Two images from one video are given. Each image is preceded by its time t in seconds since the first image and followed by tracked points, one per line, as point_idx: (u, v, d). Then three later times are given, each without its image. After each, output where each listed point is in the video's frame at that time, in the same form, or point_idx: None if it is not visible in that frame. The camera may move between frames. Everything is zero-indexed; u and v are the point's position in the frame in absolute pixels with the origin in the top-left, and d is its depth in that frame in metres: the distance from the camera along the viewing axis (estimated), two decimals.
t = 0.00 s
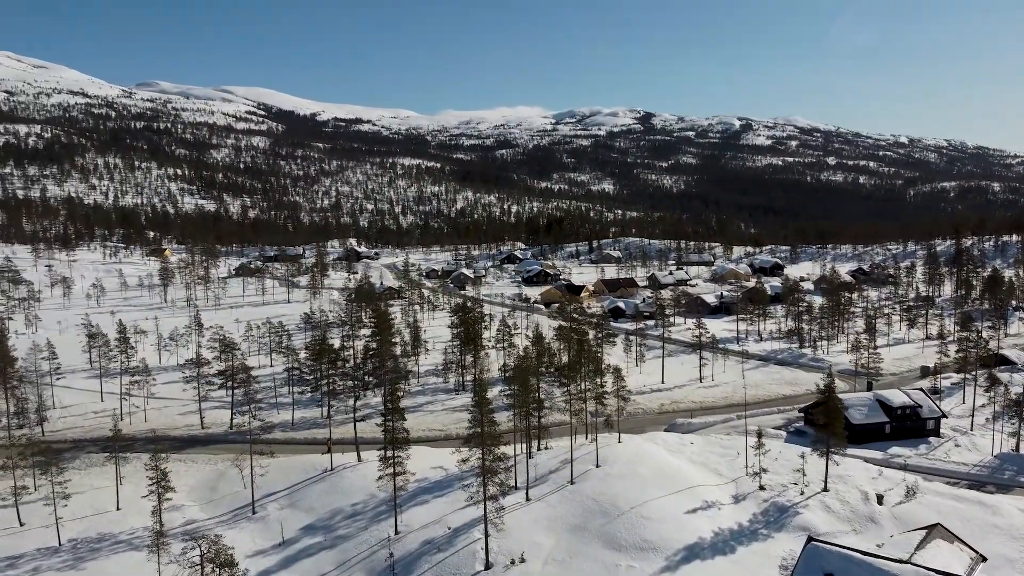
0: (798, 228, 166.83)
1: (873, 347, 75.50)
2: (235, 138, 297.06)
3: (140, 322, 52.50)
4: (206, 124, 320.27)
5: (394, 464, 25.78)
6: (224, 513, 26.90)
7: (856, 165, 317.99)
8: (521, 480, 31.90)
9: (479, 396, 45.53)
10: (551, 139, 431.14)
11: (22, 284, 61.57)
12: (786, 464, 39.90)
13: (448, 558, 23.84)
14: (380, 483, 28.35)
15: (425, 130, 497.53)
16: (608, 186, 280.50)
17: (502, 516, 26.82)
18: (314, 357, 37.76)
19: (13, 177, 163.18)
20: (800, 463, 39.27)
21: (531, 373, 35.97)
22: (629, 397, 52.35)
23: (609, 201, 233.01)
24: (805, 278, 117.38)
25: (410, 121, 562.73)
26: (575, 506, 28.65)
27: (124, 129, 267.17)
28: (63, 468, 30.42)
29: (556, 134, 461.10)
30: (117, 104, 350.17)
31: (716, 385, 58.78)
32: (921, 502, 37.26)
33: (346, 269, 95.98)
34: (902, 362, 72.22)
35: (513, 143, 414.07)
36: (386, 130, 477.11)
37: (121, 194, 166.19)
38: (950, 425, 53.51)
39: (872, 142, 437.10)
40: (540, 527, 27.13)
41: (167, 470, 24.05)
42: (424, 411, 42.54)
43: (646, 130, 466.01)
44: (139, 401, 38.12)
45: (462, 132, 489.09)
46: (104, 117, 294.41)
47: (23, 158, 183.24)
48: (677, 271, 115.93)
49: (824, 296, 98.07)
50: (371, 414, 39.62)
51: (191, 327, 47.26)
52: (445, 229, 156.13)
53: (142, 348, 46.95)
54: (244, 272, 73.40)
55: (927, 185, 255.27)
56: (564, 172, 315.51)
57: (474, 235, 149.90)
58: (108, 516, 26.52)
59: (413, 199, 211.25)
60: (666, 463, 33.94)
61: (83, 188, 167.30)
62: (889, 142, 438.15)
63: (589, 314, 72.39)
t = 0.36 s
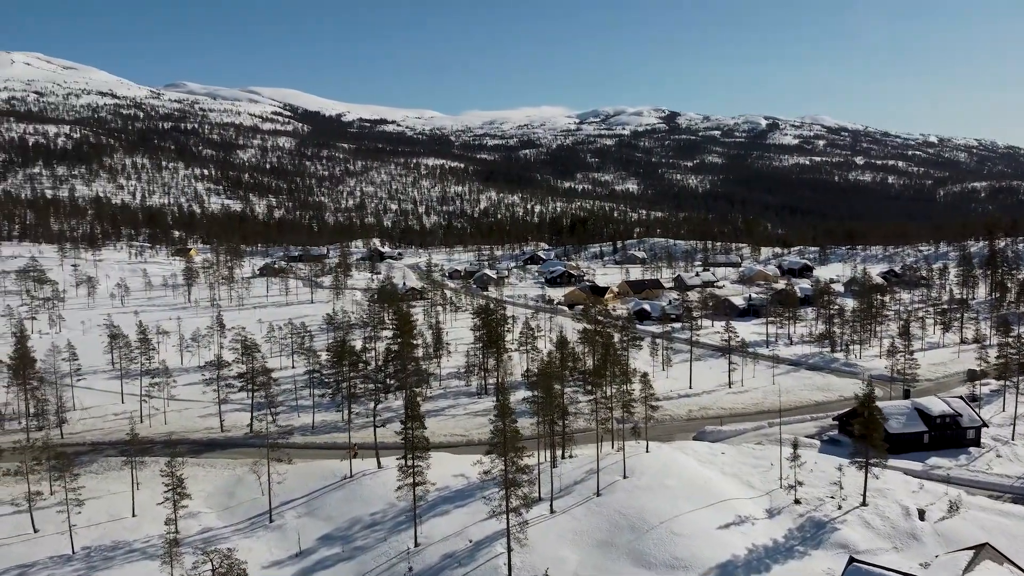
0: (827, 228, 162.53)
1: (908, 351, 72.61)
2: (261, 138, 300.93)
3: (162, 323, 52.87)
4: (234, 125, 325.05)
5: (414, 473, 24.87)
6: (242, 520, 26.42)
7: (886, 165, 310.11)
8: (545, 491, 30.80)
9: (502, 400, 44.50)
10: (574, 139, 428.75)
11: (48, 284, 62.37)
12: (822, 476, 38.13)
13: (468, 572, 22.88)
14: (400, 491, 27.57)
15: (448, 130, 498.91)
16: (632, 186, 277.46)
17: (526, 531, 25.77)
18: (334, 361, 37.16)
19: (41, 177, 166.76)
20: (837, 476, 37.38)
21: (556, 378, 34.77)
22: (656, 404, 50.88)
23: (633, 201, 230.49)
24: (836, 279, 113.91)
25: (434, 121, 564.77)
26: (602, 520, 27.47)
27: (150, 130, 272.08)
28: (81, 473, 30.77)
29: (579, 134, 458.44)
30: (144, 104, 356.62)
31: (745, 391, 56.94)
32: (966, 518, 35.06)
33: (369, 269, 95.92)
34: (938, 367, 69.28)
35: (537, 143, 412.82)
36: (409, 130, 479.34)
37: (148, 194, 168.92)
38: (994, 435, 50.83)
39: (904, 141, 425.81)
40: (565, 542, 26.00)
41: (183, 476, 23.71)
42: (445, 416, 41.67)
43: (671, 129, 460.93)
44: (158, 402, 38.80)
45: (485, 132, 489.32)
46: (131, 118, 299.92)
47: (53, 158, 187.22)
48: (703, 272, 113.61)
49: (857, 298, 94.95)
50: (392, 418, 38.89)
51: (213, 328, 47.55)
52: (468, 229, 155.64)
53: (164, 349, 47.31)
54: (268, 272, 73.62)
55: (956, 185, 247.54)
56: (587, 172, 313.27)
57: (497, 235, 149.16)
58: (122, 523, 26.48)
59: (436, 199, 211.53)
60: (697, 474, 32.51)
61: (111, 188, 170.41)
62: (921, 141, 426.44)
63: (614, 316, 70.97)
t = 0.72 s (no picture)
0: (856, 228, 158.29)
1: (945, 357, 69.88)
2: (285, 139, 304.19)
3: (183, 323, 53.08)
4: (260, 126, 329.12)
5: (433, 482, 24.06)
6: (258, 528, 25.89)
7: (916, 164, 302.04)
8: (570, 503, 29.78)
9: (524, 404, 43.58)
10: (597, 139, 426.02)
11: (73, 284, 63.06)
12: (859, 489, 36.42)
13: None
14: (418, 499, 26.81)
15: (471, 130, 499.54)
16: (655, 186, 274.37)
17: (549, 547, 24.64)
18: (355, 363, 36.63)
19: (68, 177, 170.21)
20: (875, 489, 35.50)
21: (580, 383, 33.66)
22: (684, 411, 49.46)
23: (658, 200, 227.66)
24: (867, 281, 110.58)
25: (457, 121, 565.63)
26: (628, 534, 26.32)
27: (176, 130, 276.42)
28: (98, 476, 30.83)
29: (602, 134, 455.45)
30: (170, 104, 362.21)
31: (776, 396, 55.15)
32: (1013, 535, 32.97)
33: (391, 269, 95.77)
34: (975, 372, 66.45)
35: (560, 143, 410.96)
36: (432, 130, 480.70)
37: (174, 194, 171.52)
38: None
39: (937, 140, 414.51)
40: (590, 558, 24.89)
41: (199, 483, 23.35)
42: (466, 420, 40.82)
43: (696, 128, 455.50)
44: (178, 404, 38.94)
45: (507, 132, 488.88)
46: (158, 119, 304.95)
47: (80, 158, 191.11)
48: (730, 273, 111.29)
49: (890, 300, 91.91)
50: (413, 422, 38.20)
51: (234, 329, 47.61)
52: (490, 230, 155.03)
53: (185, 350, 47.48)
54: (291, 272, 73.80)
55: (983, 186, 239.16)
56: (612, 172, 310.47)
57: (520, 235, 148.19)
58: (137, 529, 26.36)
59: (459, 199, 211.50)
60: (727, 487, 31.10)
61: (137, 188, 173.25)
62: (955, 140, 414.98)
63: (639, 318, 69.50)
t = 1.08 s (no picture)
0: (888, 228, 153.83)
1: (985, 362, 66.89)
2: (311, 139, 307.15)
3: (205, 324, 53.22)
4: (285, 126, 332.87)
5: (453, 492, 23.28)
6: (276, 536, 25.37)
7: (950, 164, 293.48)
8: (596, 515, 28.67)
9: (548, 408, 42.57)
10: (621, 138, 422.46)
11: (99, 283, 63.80)
12: (898, 503, 34.59)
13: None
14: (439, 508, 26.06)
15: (494, 130, 499.58)
16: (680, 186, 270.75)
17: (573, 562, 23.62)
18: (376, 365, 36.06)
19: (96, 177, 173.48)
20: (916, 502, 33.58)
21: (606, 388, 32.52)
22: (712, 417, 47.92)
23: (683, 200, 224.47)
24: (901, 283, 107.00)
25: (480, 121, 565.91)
26: (656, 550, 25.13)
27: (204, 131, 280.84)
28: (115, 480, 30.83)
29: (626, 133, 451.42)
30: (197, 106, 368.19)
31: (808, 402, 53.25)
32: None
33: (414, 269, 95.48)
34: (1016, 378, 63.52)
35: (583, 143, 408.42)
36: (455, 130, 481.60)
37: (201, 193, 173.89)
38: None
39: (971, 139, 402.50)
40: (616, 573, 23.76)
41: (214, 490, 22.95)
42: (488, 425, 39.91)
43: (721, 127, 448.95)
44: (198, 405, 38.94)
45: (530, 132, 487.81)
46: (186, 119, 310.10)
47: (109, 158, 194.74)
48: (757, 274, 108.72)
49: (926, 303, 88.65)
50: (434, 426, 37.31)
51: (256, 329, 47.60)
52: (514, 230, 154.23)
53: (207, 350, 47.56)
54: (315, 272, 73.86)
55: None
56: (637, 171, 307.25)
57: (543, 235, 147.10)
58: (152, 536, 26.18)
59: (482, 199, 211.10)
60: (761, 499, 29.69)
61: (164, 188, 176.08)
62: (991, 140, 402.33)
63: (665, 319, 67.95)
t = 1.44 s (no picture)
0: (923, 228, 148.95)
1: None
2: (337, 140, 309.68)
3: (227, 324, 53.24)
4: (312, 127, 336.35)
5: (475, 504, 22.41)
6: (294, 545, 24.80)
7: (986, 163, 284.50)
8: (624, 529, 27.53)
9: (573, 413, 41.43)
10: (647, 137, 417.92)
11: (125, 283, 64.45)
12: (943, 518, 32.64)
13: None
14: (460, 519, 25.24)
15: (519, 130, 498.59)
16: (707, 185, 266.57)
17: None
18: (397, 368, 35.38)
19: (126, 177, 176.83)
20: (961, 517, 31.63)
21: (635, 394, 31.29)
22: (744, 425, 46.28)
23: (709, 200, 220.77)
24: (938, 285, 103.16)
25: (504, 121, 565.38)
26: (688, 568, 23.91)
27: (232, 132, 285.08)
28: (133, 484, 30.77)
29: (652, 132, 446.63)
30: (226, 107, 374.09)
31: (843, 409, 51.17)
32: None
33: (437, 269, 94.98)
34: None
35: (608, 142, 405.01)
36: (480, 129, 481.70)
37: (228, 193, 176.12)
38: None
39: (1009, 138, 389.98)
40: None
41: (231, 498, 22.55)
42: (512, 429, 38.97)
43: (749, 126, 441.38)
44: (219, 408, 38.83)
45: (554, 132, 485.87)
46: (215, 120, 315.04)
47: (138, 158, 198.52)
48: (787, 275, 105.87)
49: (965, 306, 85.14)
50: (457, 430, 36.57)
51: (279, 331, 47.48)
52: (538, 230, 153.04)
53: (230, 351, 47.60)
54: (339, 272, 73.75)
55: None
56: (663, 171, 303.28)
57: (568, 235, 145.65)
58: (168, 543, 25.94)
59: (506, 198, 210.25)
60: (799, 515, 28.19)
61: (191, 187, 178.84)
62: None
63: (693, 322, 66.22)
